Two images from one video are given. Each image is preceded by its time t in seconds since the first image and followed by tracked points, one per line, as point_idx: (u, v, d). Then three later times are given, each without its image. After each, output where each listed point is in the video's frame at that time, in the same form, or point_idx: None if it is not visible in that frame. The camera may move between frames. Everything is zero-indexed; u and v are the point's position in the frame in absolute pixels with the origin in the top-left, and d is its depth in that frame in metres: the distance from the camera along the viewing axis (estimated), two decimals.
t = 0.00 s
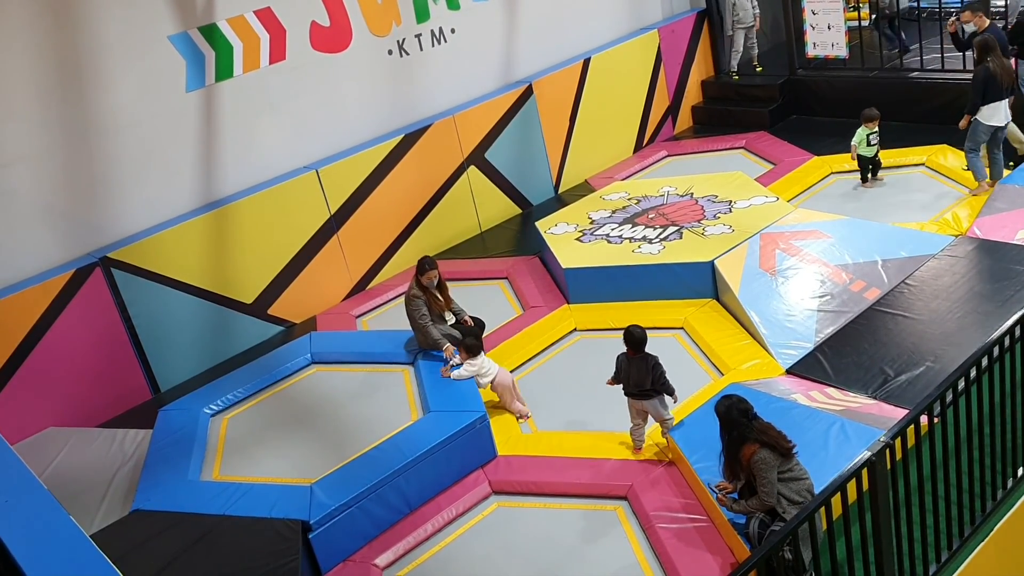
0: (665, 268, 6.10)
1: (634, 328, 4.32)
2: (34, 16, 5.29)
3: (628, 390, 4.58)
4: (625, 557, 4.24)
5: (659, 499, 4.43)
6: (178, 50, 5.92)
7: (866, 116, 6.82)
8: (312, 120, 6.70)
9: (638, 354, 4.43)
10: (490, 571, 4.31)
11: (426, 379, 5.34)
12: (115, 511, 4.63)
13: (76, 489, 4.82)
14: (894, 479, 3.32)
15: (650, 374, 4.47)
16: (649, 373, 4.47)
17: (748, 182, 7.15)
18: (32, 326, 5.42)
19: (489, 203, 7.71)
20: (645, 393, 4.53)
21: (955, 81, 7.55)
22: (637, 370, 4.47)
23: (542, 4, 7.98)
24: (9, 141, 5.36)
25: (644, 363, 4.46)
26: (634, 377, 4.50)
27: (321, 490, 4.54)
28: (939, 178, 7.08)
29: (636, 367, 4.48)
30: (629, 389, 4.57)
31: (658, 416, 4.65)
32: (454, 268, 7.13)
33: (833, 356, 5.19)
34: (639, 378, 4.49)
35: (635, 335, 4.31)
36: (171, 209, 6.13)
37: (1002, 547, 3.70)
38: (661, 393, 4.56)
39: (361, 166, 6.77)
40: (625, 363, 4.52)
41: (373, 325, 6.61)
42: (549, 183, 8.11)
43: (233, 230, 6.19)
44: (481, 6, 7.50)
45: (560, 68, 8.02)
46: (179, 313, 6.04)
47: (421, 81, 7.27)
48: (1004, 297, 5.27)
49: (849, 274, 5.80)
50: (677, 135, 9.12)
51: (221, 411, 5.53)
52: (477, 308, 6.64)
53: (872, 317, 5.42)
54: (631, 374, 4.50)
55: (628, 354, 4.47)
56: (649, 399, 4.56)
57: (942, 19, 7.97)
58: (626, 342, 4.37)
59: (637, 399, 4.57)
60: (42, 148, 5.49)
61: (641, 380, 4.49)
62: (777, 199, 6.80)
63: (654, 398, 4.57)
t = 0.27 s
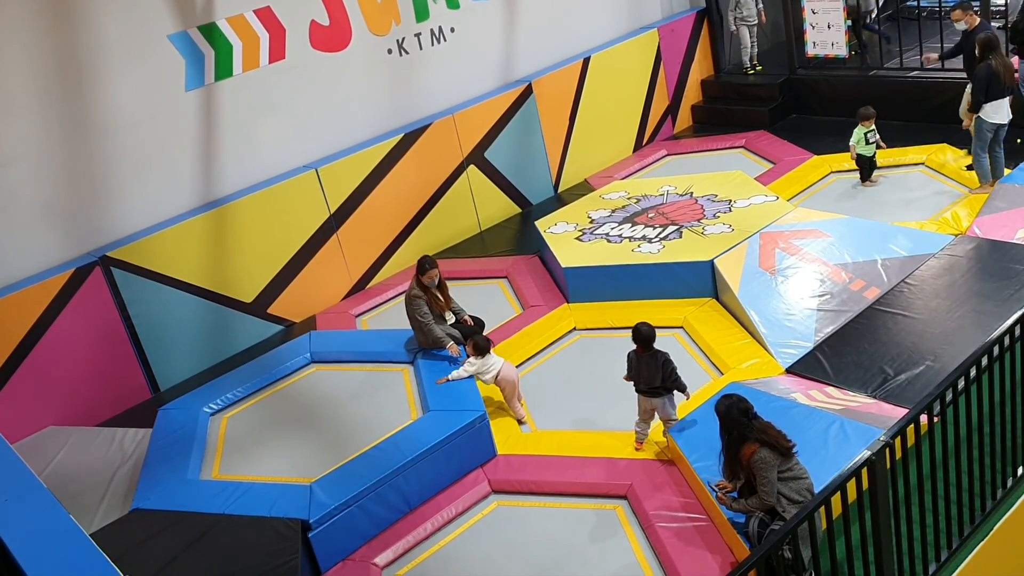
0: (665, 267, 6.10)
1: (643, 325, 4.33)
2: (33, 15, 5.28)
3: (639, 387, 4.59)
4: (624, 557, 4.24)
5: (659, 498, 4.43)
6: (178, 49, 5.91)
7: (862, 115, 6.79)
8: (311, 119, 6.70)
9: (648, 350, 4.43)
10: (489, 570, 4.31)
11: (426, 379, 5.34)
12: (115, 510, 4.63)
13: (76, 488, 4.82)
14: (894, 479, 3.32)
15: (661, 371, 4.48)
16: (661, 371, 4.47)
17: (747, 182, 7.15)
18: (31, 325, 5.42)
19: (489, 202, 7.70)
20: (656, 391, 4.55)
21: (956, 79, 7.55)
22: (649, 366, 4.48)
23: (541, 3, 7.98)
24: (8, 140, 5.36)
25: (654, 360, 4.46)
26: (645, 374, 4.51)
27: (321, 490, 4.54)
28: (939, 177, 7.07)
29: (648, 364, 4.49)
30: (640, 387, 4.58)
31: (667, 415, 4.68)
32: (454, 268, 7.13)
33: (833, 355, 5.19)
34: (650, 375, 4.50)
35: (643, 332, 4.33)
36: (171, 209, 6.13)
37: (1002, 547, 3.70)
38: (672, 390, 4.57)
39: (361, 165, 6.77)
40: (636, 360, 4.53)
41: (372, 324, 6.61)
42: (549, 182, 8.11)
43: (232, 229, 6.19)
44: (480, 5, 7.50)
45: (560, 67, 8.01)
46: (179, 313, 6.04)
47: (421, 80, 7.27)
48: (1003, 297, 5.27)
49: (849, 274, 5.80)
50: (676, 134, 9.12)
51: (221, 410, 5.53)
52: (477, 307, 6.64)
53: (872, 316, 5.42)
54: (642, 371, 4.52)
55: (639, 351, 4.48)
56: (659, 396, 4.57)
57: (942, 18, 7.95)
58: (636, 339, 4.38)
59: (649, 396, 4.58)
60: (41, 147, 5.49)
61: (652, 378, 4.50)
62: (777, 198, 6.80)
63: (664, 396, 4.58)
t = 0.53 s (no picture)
0: (664, 266, 6.10)
1: (645, 323, 4.34)
2: (32, 14, 5.28)
3: (642, 385, 4.62)
4: (624, 556, 4.24)
5: (659, 498, 4.43)
6: (178, 48, 5.91)
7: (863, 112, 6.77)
8: (311, 118, 6.69)
9: (650, 349, 4.46)
10: (489, 569, 4.31)
11: (426, 378, 5.34)
12: (115, 509, 4.63)
13: (76, 487, 4.82)
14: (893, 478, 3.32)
15: (662, 370, 4.50)
16: (662, 369, 4.49)
17: (747, 181, 7.15)
18: (31, 324, 5.42)
19: (488, 201, 7.70)
20: (659, 390, 4.57)
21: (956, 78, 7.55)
22: (651, 365, 4.51)
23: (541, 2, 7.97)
24: (8, 139, 5.36)
25: (655, 359, 4.49)
26: (647, 371, 4.54)
27: (321, 489, 4.54)
28: (938, 177, 7.07)
29: (649, 362, 4.52)
30: (642, 384, 4.62)
31: (670, 415, 4.69)
32: (454, 267, 7.13)
33: (833, 354, 5.20)
34: (651, 373, 4.53)
35: (645, 330, 4.34)
36: (171, 207, 6.12)
37: (1002, 546, 3.70)
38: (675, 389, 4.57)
39: (360, 164, 6.77)
40: (639, 358, 4.57)
41: (372, 323, 6.61)
42: (549, 181, 8.11)
43: (232, 228, 6.19)
44: (480, 3, 7.49)
45: (560, 66, 8.01)
46: (178, 311, 6.04)
47: (421, 78, 7.27)
48: (1003, 296, 5.27)
49: (849, 273, 5.80)
50: (676, 133, 9.12)
51: (221, 409, 5.53)
52: (477, 306, 6.64)
53: (872, 315, 5.42)
54: (645, 369, 4.56)
55: (641, 349, 4.51)
56: (662, 396, 4.60)
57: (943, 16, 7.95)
58: (638, 337, 4.41)
59: (652, 395, 4.61)
60: (41, 146, 5.48)
61: (653, 376, 4.53)
62: (777, 197, 6.79)
63: (668, 395, 4.60)
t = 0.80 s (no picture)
0: (665, 265, 6.10)
1: (645, 321, 4.35)
2: (33, 12, 5.28)
3: (640, 383, 4.64)
4: (625, 554, 4.24)
5: (659, 496, 4.43)
6: (178, 46, 5.91)
7: (862, 111, 6.77)
8: (312, 116, 6.69)
9: (647, 348, 4.48)
10: (489, 568, 4.31)
11: (426, 376, 5.34)
12: (115, 507, 4.64)
13: (76, 485, 4.82)
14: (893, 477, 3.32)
15: (657, 369, 4.52)
16: (657, 369, 4.51)
17: (748, 180, 7.15)
18: (31, 322, 5.42)
19: (489, 200, 7.70)
20: (654, 390, 4.58)
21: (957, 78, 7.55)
22: (648, 363, 4.53)
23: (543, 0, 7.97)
24: (8, 136, 5.36)
25: (652, 358, 4.50)
26: (643, 370, 4.57)
27: (321, 487, 4.54)
28: (939, 177, 7.07)
29: (645, 362, 4.54)
30: (640, 383, 4.64)
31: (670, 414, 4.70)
32: (454, 265, 7.13)
33: (833, 353, 5.19)
34: (648, 372, 4.55)
35: (643, 329, 4.34)
36: (171, 206, 6.12)
37: (1002, 545, 3.70)
38: (670, 392, 4.56)
39: (361, 162, 6.76)
40: (637, 356, 4.60)
41: (373, 322, 6.61)
42: (550, 180, 8.10)
43: (233, 225, 6.19)
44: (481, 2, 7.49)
45: (561, 65, 8.01)
46: (179, 309, 6.04)
47: (421, 77, 7.26)
48: (1003, 296, 5.27)
49: (850, 272, 5.79)
50: (677, 132, 9.11)
51: (221, 407, 5.52)
52: (477, 305, 6.64)
53: (872, 314, 5.42)
54: (641, 369, 4.59)
55: (639, 348, 4.54)
56: (659, 395, 4.60)
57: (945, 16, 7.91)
58: (637, 335, 4.42)
59: (648, 394, 4.62)
60: (41, 143, 5.48)
61: (650, 375, 4.55)
62: (778, 197, 6.79)
63: (665, 395, 4.60)
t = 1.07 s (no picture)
0: (665, 265, 6.10)
1: (653, 316, 4.35)
2: (34, 9, 5.28)
3: (646, 377, 4.61)
4: (625, 553, 4.24)
5: (659, 495, 4.43)
6: (179, 43, 5.91)
7: (860, 113, 6.76)
8: (312, 114, 6.69)
9: (655, 342, 4.45)
10: (489, 566, 4.32)
11: (426, 374, 5.34)
12: (115, 505, 4.64)
13: (77, 482, 4.82)
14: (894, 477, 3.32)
15: (664, 364, 4.49)
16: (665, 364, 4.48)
17: (749, 179, 7.14)
18: (32, 319, 5.42)
19: (489, 198, 7.70)
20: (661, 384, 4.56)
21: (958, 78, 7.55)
22: (655, 358, 4.50)
23: None
24: (10, 134, 5.36)
25: (658, 353, 4.48)
26: (650, 364, 4.54)
27: (321, 485, 4.54)
28: (941, 177, 7.06)
29: (653, 356, 4.50)
30: (647, 378, 4.61)
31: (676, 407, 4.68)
32: (455, 264, 7.13)
33: (834, 353, 5.19)
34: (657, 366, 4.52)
35: (650, 324, 4.35)
36: (172, 203, 6.12)
37: (1002, 545, 3.70)
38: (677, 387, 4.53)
39: (362, 161, 6.76)
40: (644, 352, 4.56)
41: (373, 320, 6.61)
42: (550, 179, 8.10)
43: (233, 223, 6.19)
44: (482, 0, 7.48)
45: (562, 63, 8.00)
46: (179, 307, 6.04)
47: (422, 75, 7.26)
48: (1004, 296, 5.27)
49: (850, 272, 5.79)
50: (678, 131, 9.10)
51: (221, 404, 5.53)
52: (478, 304, 6.64)
53: (873, 314, 5.42)
54: (648, 363, 4.55)
55: (646, 342, 4.51)
56: (665, 389, 4.58)
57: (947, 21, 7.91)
58: (644, 330, 4.40)
59: (656, 388, 4.59)
60: (42, 140, 5.48)
61: (657, 369, 4.53)
62: (779, 196, 6.79)
63: (671, 389, 4.58)
